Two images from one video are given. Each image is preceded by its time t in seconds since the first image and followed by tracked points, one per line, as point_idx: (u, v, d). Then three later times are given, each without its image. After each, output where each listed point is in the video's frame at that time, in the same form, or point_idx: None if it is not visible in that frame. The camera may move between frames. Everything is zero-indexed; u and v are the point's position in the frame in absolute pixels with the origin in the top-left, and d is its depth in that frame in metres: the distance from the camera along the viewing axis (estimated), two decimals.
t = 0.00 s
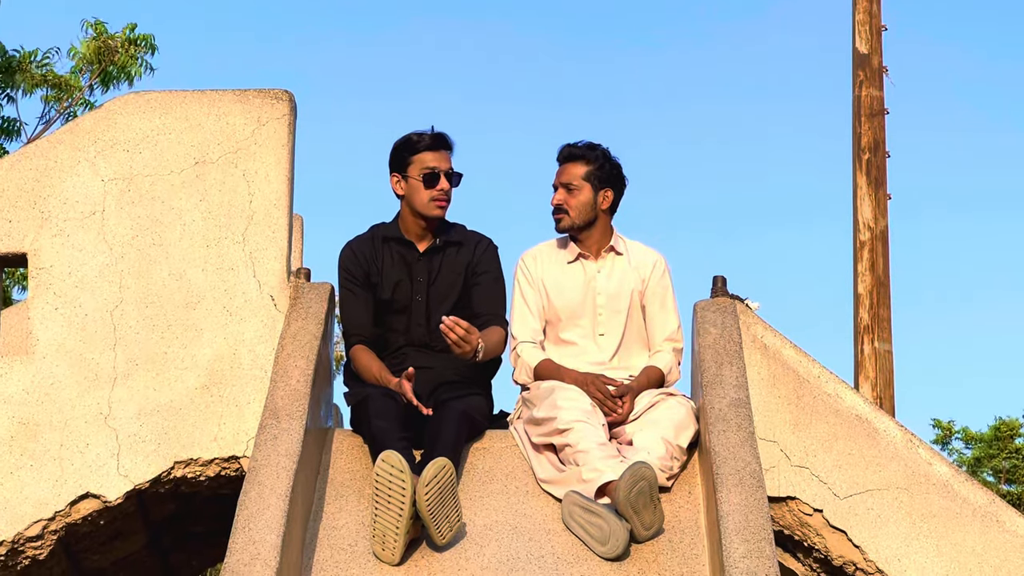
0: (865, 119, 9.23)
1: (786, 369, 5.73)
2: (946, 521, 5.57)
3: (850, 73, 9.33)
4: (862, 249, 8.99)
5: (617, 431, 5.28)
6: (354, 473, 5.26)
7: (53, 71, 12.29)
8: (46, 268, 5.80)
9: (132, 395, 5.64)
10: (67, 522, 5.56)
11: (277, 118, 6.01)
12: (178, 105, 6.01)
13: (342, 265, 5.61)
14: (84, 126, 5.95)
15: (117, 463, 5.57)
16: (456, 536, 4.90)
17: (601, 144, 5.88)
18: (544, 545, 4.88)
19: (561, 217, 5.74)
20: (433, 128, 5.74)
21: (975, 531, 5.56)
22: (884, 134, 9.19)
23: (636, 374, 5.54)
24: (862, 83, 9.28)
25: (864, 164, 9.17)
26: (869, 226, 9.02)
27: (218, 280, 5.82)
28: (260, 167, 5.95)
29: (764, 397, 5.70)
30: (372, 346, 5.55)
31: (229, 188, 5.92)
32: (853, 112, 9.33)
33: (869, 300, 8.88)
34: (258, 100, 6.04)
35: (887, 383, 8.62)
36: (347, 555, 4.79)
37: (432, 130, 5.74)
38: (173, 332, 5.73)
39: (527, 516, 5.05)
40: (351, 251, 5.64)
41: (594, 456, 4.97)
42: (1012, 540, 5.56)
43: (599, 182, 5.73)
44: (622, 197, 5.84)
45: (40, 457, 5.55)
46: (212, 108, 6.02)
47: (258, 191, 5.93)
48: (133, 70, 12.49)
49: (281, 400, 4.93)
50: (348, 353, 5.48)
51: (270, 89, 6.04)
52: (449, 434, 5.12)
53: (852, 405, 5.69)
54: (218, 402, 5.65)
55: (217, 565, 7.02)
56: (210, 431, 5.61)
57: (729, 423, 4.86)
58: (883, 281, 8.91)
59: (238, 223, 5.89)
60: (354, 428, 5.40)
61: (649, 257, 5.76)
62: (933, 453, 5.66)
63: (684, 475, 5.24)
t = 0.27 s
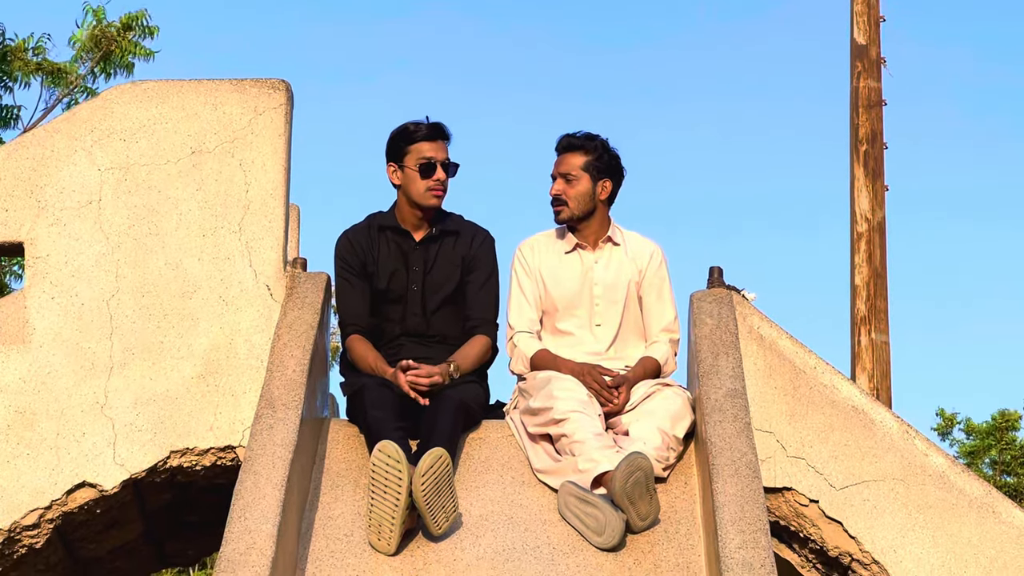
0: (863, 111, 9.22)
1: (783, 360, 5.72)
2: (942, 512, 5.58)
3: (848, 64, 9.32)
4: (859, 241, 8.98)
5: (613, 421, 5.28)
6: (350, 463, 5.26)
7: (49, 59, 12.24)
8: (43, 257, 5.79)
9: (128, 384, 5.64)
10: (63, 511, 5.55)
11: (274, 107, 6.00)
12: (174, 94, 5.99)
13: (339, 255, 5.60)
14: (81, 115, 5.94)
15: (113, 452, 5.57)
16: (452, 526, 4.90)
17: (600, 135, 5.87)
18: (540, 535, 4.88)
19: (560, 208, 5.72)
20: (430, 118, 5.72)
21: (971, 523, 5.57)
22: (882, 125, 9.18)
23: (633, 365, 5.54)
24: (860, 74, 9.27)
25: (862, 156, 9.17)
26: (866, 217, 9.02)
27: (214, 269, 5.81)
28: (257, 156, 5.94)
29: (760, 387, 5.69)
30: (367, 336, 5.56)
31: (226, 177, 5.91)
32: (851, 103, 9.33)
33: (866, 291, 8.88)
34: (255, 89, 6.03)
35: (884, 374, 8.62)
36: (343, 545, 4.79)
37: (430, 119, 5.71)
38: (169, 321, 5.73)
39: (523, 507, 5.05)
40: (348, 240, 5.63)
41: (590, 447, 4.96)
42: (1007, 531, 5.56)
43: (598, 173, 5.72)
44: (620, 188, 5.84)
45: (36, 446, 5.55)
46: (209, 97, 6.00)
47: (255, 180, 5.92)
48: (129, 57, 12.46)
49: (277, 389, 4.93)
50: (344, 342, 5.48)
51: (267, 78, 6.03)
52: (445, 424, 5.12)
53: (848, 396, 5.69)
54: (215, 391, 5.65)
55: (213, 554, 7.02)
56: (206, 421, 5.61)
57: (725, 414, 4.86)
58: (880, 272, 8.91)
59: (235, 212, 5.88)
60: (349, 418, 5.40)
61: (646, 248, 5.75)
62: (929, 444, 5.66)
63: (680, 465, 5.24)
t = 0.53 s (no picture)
0: (862, 99, 9.21)
1: (780, 348, 5.72)
2: (939, 500, 5.58)
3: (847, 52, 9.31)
4: (857, 229, 8.98)
5: (610, 409, 5.28)
6: (346, 450, 5.26)
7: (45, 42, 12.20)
8: (40, 243, 5.78)
9: (126, 370, 5.63)
10: (60, 497, 5.55)
11: (272, 94, 5.98)
12: (172, 80, 5.98)
13: (337, 241, 5.59)
14: (78, 101, 5.93)
15: (110, 439, 5.56)
16: (448, 513, 4.90)
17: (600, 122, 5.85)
18: (537, 523, 4.88)
19: (559, 194, 5.71)
20: (431, 104, 5.70)
21: (968, 511, 5.57)
22: (880, 113, 9.17)
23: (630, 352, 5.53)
24: (859, 62, 9.26)
25: (860, 144, 9.16)
26: (864, 205, 9.01)
27: (212, 256, 5.80)
28: (255, 143, 5.93)
29: (758, 375, 5.70)
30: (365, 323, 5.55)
31: (223, 164, 5.90)
32: (850, 92, 9.31)
33: (864, 280, 8.87)
34: (253, 76, 6.01)
35: (881, 362, 8.61)
36: (339, 532, 4.79)
37: (430, 106, 5.69)
38: (166, 308, 5.72)
39: (519, 494, 5.06)
40: (346, 227, 5.61)
41: (587, 434, 4.97)
42: (1004, 519, 5.56)
43: (598, 160, 5.71)
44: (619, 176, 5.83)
45: (33, 432, 5.54)
46: (206, 83, 5.99)
47: (253, 167, 5.91)
48: (124, 40, 12.43)
49: (273, 376, 4.93)
50: (340, 329, 5.47)
51: (265, 65, 6.02)
52: (440, 412, 5.11)
53: (845, 384, 5.69)
54: (212, 378, 5.64)
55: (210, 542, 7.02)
56: (203, 407, 5.61)
57: (722, 401, 4.86)
58: (878, 260, 8.90)
59: (232, 199, 5.87)
60: (347, 405, 5.40)
61: (644, 235, 5.75)
62: (926, 432, 5.66)
63: (677, 453, 5.24)
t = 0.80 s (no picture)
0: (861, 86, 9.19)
1: (778, 334, 5.72)
2: (936, 486, 5.58)
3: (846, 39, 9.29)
4: (856, 216, 8.97)
5: (607, 395, 5.28)
6: (344, 436, 5.26)
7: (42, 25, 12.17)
8: (38, 228, 5.77)
9: (123, 355, 5.64)
10: (58, 482, 5.56)
11: (270, 79, 5.97)
12: (170, 65, 5.96)
13: (337, 225, 5.60)
14: (76, 86, 5.91)
15: (107, 424, 5.56)
16: (445, 499, 4.91)
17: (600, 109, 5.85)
18: (534, 509, 4.89)
19: (560, 180, 5.71)
20: (427, 90, 5.61)
21: (964, 498, 5.57)
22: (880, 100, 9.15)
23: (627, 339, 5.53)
24: (858, 49, 9.25)
25: (859, 131, 9.15)
26: (863, 192, 9.00)
27: (209, 241, 5.79)
28: (253, 128, 5.92)
29: (755, 362, 5.70)
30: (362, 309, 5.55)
31: (221, 149, 5.89)
32: (849, 79, 9.30)
33: (862, 267, 8.87)
34: (251, 61, 5.99)
35: (879, 349, 8.61)
36: (336, 517, 4.80)
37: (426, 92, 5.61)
38: (164, 293, 5.72)
39: (517, 480, 5.06)
40: (347, 211, 5.62)
41: (584, 420, 4.97)
42: (1001, 506, 5.57)
43: (599, 147, 5.71)
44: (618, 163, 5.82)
45: (30, 417, 5.54)
46: (204, 69, 5.97)
47: (251, 152, 5.90)
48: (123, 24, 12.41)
49: (271, 361, 4.93)
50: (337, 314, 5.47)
51: (263, 50, 6.00)
52: (438, 399, 5.12)
53: (843, 370, 5.70)
54: (209, 363, 5.64)
55: (207, 526, 7.02)
56: (200, 392, 5.61)
57: (719, 388, 4.86)
58: (877, 247, 8.90)
59: (230, 184, 5.86)
60: (344, 391, 5.40)
61: (642, 222, 5.74)
62: (923, 419, 5.67)
63: (675, 440, 5.24)
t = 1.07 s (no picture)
0: (862, 74, 9.17)
1: (776, 322, 5.72)
2: (934, 474, 5.58)
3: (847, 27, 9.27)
4: (857, 204, 8.96)
5: (606, 382, 5.28)
6: (342, 422, 5.26)
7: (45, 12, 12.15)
8: (36, 214, 5.76)
9: (122, 341, 5.63)
10: (56, 468, 5.56)
11: (269, 66, 5.95)
12: (169, 51, 5.94)
13: (341, 209, 5.61)
14: (75, 71, 5.90)
15: (105, 409, 5.56)
16: (444, 486, 4.91)
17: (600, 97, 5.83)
18: (532, 495, 4.89)
19: (558, 167, 5.70)
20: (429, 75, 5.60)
21: (962, 485, 5.57)
22: (880, 88, 9.13)
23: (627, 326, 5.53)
24: (859, 37, 9.23)
25: (859, 119, 9.13)
26: (863, 180, 8.99)
27: (208, 227, 5.79)
28: (252, 114, 5.90)
29: (754, 349, 5.69)
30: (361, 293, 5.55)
31: (220, 135, 5.88)
32: (849, 67, 9.28)
33: (862, 254, 8.86)
34: (250, 47, 5.98)
35: (879, 337, 8.61)
36: (334, 504, 4.80)
37: (428, 77, 5.60)
38: (162, 279, 5.71)
39: (515, 466, 5.06)
40: (350, 195, 5.62)
41: (582, 407, 4.97)
42: (999, 494, 5.56)
43: (598, 134, 5.69)
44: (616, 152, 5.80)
45: (29, 402, 5.54)
46: (203, 55, 5.96)
47: (250, 138, 5.88)
48: (124, 12, 12.38)
49: (269, 347, 4.92)
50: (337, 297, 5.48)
51: (262, 36, 5.98)
52: (437, 385, 5.11)
53: (841, 358, 5.69)
54: (208, 349, 5.64)
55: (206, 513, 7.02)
56: (199, 378, 5.61)
57: (717, 375, 4.86)
58: (877, 235, 8.89)
59: (229, 170, 5.85)
60: (342, 376, 5.40)
61: (641, 209, 5.73)
62: (921, 407, 5.66)
63: (673, 427, 5.24)
